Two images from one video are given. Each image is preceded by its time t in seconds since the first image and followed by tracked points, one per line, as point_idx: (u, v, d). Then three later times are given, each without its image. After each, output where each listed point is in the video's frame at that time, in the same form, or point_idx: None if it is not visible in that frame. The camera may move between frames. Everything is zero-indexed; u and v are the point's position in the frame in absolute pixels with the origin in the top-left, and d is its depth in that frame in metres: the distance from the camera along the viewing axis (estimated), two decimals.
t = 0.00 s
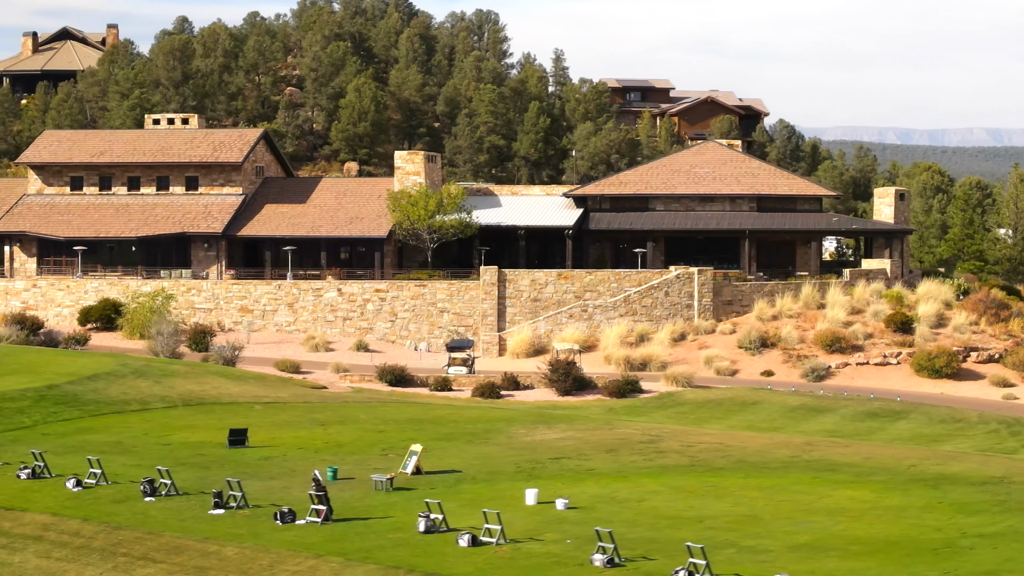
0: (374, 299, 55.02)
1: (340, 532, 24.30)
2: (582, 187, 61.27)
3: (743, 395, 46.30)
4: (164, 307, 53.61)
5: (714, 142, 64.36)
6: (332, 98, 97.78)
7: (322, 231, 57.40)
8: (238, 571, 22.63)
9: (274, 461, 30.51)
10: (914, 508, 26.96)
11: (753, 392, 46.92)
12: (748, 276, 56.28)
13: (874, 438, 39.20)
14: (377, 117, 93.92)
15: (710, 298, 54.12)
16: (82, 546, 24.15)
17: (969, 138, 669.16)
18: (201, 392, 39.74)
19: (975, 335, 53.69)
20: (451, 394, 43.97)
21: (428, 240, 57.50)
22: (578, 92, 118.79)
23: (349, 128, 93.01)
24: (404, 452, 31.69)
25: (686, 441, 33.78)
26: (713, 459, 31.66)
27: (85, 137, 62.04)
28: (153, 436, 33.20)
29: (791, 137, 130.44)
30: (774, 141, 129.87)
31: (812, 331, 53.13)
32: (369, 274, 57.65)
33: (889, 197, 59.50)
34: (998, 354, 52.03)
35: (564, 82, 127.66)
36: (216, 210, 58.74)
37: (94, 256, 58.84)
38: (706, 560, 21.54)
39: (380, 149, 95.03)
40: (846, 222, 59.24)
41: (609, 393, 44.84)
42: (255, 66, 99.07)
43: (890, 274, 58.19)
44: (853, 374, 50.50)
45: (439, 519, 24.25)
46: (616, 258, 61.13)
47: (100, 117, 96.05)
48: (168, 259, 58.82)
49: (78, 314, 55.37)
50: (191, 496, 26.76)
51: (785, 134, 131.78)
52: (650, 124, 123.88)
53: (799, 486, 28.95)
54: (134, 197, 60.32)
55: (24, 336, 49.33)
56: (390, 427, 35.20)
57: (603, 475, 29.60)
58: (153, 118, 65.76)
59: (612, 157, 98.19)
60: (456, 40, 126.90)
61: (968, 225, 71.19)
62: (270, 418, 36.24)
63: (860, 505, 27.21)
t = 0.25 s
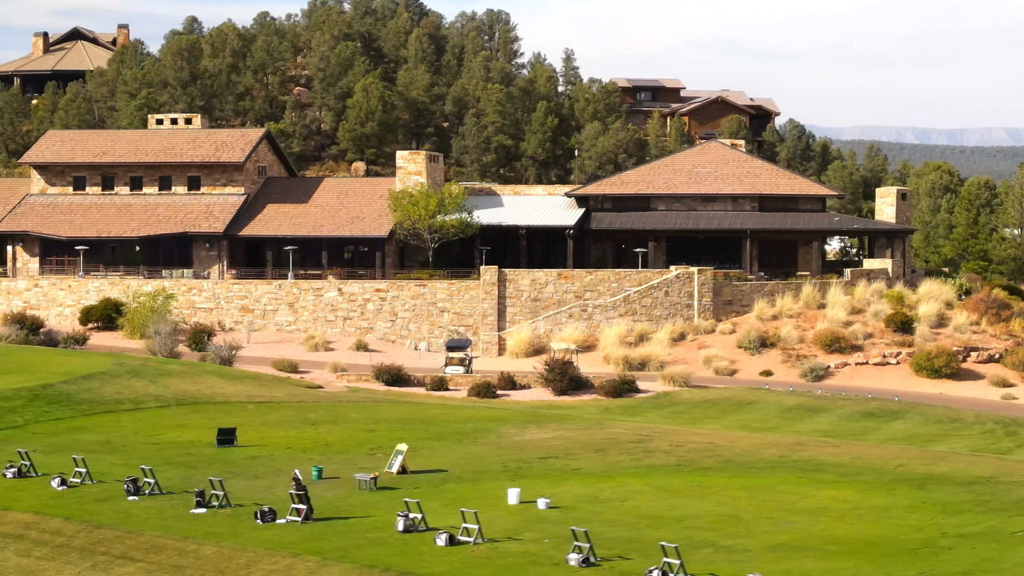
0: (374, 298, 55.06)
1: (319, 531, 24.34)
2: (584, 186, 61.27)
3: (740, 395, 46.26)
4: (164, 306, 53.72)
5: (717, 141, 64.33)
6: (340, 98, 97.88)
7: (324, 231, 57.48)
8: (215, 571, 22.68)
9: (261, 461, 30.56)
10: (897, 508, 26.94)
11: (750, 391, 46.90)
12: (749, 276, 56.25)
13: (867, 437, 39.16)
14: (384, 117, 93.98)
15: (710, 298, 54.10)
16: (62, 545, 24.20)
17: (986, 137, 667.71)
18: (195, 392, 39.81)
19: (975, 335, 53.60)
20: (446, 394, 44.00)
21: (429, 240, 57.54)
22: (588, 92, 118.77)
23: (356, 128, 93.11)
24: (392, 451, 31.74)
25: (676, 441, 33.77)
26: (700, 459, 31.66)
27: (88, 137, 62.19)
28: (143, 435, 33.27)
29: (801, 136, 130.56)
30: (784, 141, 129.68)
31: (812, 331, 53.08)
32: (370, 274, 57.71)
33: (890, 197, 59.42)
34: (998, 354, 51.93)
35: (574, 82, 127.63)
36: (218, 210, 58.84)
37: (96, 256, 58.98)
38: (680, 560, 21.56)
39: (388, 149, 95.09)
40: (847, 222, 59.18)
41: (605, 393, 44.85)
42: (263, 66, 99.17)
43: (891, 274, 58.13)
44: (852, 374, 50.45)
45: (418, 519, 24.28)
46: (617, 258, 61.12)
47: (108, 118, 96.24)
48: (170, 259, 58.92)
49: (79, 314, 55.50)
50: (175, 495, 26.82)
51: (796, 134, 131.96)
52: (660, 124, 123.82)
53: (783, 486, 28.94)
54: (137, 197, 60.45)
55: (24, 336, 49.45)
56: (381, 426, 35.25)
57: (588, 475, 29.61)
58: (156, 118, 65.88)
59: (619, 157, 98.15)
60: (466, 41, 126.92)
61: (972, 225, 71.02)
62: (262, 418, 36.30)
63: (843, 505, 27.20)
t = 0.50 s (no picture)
0: (375, 298, 55.11)
1: (298, 531, 24.40)
2: (585, 186, 61.27)
3: (737, 395, 46.25)
4: (166, 306, 53.81)
5: (720, 141, 64.30)
6: (348, 98, 97.97)
7: (325, 231, 57.55)
8: (191, 570, 22.73)
9: (249, 460, 30.63)
10: (879, 509, 26.92)
11: (747, 392, 46.87)
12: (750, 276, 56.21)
13: (861, 438, 39.12)
14: (391, 117, 94.02)
15: (710, 298, 54.08)
16: (42, 544, 24.27)
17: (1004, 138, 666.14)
18: (189, 391, 39.88)
19: (976, 335, 53.49)
20: (443, 394, 44.04)
21: (430, 240, 57.58)
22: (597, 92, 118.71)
23: (364, 128, 93.17)
24: (380, 451, 31.77)
25: (665, 441, 33.77)
26: (688, 459, 31.66)
27: (91, 137, 62.33)
28: (132, 435, 33.35)
29: (811, 136, 130.43)
30: (794, 140, 129.47)
31: (811, 331, 53.02)
32: (371, 274, 57.76)
33: (892, 197, 59.33)
34: (998, 355, 51.81)
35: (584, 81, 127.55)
36: (220, 210, 58.94)
37: (99, 256, 59.10)
38: (654, 560, 21.58)
39: (395, 149, 95.13)
40: (849, 222, 59.11)
41: (602, 393, 44.86)
42: (271, 67, 99.27)
43: (893, 274, 58.06)
44: (851, 375, 50.38)
45: (397, 518, 24.33)
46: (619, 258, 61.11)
47: (116, 118, 96.41)
48: (172, 259, 59.03)
49: (80, 314, 55.62)
50: (158, 495, 26.88)
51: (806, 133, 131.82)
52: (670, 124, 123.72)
53: (768, 486, 28.93)
54: (139, 197, 60.58)
55: (23, 335, 49.58)
56: (371, 426, 35.30)
57: (574, 475, 29.63)
58: (160, 118, 65.99)
59: (626, 157, 98.11)
60: (476, 41, 126.93)
61: (977, 224, 70.82)
62: (254, 418, 36.36)
63: (826, 505, 27.18)
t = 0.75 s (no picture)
0: (375, 298, 55.16)
1: (278, 530, 24.45)
2: (588, 186, 61.26)
3: (735, 395, 46.24)
4: (167, 306, 53.91)
5: (723, 142, 64.27)
6: (356, 98, 98.07)
7: (327, 231, 57.62)
8: (169, 570, 22.79)
9: (236, 460, 30.69)
10: (863, 509, 26.87)
11: (745, 392, 46.84)
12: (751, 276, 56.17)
13: (855, 438, 39.06)
14: (400, 117, 94.07)
15: (711, 298, 54.05)
16: (23, 543, 24.35)
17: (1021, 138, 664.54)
18: (184, 391, 39.96)
19: (977, 335, 53.39)
20: (439, 394, 44.08)
21: (431, 240, 57.63)
22: (607, 91, 118.65)
23: (371, 128, 93.23)
24: (369, 450, 31.81)
25: (654, 442, 33.78)
26: (676, 459, 31.66)
27: (95, 137, 62.49)
28: (123, 435, 33.43)
29: (822, 136, 130.30)
30: (805, 140, 129.26)
31: (812, 331, 52.97)
32: (372, 274, 57.82)
33: (894, 197, 59.25)
34: (999, 355, 51.71)
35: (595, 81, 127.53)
36: (222, 210, 59.04)
37: (101, 255, 59.21)
38: (628, 560, 21.56)
39: (403, 149, 95.20)
40: (851, 222, 59.04)
41: (598, 393, 44.86)
42: (280, 67, 99.40)
43: (895, 274, 57.97)
44: (851, 375, 50.33)
45: (376, 518, 24.37)
46: (621, 258, 61.09)
47: (125, 118, 96.60)
48: (174, 259, 59.16)
49: (83, 314, 55.75)
50: (142, 494, 26.95)
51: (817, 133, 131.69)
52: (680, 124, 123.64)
53: (753, 486, 28.92)
54: (142, 197, 60.71)
55: (24, 335, 49.70)
56: (363, 426, 35.33)
57: (560, 475, 29.64)
58: (164, 118, 66.11)
59: (635, 157, 98.08)
60: (486, 41, 126.98)
61: (982, 224, 70.63)
62: (246, 418, 36.43)
63: (809, 505, 27.16)
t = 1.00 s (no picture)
0: (376, 298, 55.20)
1: (258, 531, 24.49)
2: (591, 187, 61.26)
3: (733, 395, 46.20)
4: (168, 307, 53.98)
5: (726, 142, 64.23)
6: (365, 99, 98.14)
7: (329, 231, 57.70)
8: (147, 570, 22.83)
9: (224, 460, 30.74)
10: (846, 510, 26.84)
11: (743, 392, 46.80)
12: (752, 277, 56.11)
13: (849, 439, 39.00)
14: (408, 117, 94.11)
15: (711, 298, 54.00)
16: (4, 543, 24.40)
17: None
18: (179, 391, 40.03)
19: (978, 335, 53.28)
20: (436, 394, 44.11)
21: (433, 240, 57.66)
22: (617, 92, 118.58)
23: (379, 128, 93.29)
24: (357, 450, 31.84)
25: (644, 442, 33.76)
26: (664, 459, 31.64)
27: (99, 138, 62.63)
28: (114, 435, 33.50)
29: (833, 136, 130.16)
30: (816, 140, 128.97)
31: (812, 332, 52.90)
32: (374, 274, 57.87)
33: (896, 197, 59.16)
34: (999, 356, 51.59)
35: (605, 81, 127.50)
36: (224, 211, 59.13)
37: (104, 256, 59.32)
38: (602, 560, 21.57)
39: (411, 149, 95.24)
40: (853, 222, 58.96)
41: (596, 393, 44.85)
42: (288, 68, 99.50)
43: (897, 274, 57.88)
44: (850, 376, 50.26)
45: (356, 518, 24.38)
46: (624, 258, 61.07)
47: (134, 119, 96.78)
48: (177, 259, 59.25)
49: (85, 313, 55.86)
50: (126, 494, 27.01)
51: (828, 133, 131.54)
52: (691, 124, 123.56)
53: (739, 487, 28.90)
54: (146, 197, 60.83)
55: (24, 335, 49.83)
56: (354, 426, 35.36)
57: (546, 475, 29.65)
58: (168, 118, 66.23)
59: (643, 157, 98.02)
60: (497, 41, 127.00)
61: (987, 225, 70.38)
62: (239, 418, 36.48)
63: (792, 506, 27.13)
